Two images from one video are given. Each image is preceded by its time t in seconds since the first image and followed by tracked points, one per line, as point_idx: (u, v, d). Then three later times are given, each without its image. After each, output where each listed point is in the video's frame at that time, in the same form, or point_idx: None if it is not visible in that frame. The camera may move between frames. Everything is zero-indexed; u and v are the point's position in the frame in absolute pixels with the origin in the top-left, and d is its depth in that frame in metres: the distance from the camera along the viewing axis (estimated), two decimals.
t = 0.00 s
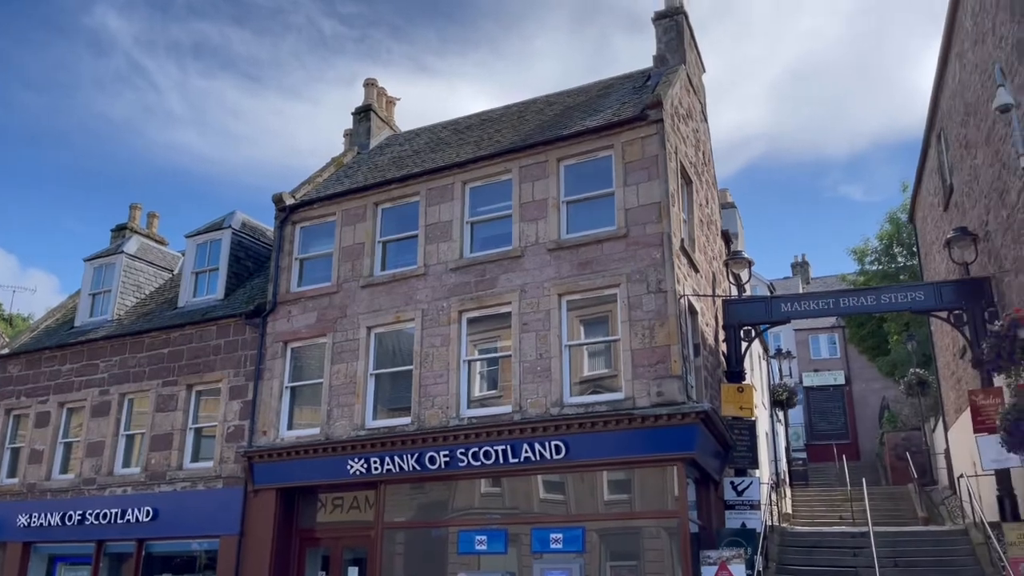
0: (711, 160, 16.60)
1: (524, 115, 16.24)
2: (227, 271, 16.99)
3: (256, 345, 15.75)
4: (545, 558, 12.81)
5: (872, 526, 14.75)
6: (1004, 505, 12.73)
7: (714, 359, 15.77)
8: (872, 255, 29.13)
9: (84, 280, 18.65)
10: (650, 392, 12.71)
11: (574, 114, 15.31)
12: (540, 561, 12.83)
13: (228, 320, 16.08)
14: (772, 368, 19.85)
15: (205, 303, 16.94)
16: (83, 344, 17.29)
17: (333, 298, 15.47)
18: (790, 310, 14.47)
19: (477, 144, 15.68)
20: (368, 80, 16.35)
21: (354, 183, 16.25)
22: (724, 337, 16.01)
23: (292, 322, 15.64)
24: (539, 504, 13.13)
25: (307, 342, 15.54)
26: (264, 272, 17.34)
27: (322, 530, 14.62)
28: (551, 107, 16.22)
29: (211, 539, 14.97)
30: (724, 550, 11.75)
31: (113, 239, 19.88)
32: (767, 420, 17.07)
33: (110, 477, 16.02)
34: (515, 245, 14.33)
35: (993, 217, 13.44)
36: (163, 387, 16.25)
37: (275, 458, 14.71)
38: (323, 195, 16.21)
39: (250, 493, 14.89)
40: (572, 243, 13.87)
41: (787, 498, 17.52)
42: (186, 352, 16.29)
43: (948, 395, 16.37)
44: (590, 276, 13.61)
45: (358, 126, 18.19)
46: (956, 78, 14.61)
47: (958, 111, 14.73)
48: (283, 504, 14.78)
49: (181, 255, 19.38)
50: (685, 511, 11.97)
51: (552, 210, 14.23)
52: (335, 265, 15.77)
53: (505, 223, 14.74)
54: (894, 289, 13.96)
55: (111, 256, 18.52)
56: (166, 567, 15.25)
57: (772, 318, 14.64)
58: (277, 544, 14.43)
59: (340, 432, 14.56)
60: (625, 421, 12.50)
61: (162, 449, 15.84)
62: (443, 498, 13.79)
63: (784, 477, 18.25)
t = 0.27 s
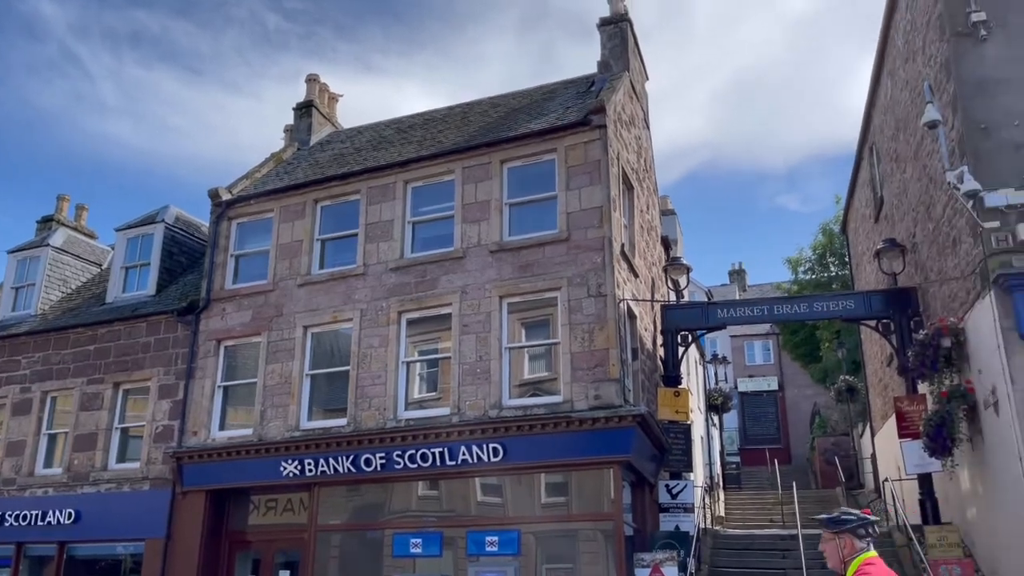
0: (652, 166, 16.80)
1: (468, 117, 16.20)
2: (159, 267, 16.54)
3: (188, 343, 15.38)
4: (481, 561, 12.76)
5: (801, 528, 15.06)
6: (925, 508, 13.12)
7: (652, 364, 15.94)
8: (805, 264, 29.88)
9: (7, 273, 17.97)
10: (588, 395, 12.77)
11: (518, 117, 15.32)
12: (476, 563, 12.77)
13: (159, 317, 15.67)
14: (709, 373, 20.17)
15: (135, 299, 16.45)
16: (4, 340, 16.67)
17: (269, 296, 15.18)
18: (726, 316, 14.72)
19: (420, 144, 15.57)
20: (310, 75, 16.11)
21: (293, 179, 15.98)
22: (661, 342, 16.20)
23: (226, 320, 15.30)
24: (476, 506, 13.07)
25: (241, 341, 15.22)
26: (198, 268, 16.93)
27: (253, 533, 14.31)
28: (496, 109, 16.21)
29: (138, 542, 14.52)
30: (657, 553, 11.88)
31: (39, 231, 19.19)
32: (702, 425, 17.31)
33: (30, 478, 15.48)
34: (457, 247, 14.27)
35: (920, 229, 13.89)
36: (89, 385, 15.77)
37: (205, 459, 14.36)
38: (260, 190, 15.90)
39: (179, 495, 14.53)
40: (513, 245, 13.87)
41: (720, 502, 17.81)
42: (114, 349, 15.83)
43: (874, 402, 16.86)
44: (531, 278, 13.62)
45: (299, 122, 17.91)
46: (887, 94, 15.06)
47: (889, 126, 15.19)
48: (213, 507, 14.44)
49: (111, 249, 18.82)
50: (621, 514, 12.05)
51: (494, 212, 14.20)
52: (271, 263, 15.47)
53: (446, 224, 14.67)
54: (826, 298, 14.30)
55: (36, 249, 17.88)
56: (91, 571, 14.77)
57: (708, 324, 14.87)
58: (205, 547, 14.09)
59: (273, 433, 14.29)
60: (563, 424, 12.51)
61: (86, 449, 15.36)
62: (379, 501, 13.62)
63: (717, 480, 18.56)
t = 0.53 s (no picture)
0: (600, 169, 16.90)
1: (417, 115, 16.09)
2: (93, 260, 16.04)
3: (122, 339, 14.98)
4: (422, 562, 12.65)
5: (739, 529, 15.30)
6: (858, 510, 13.44)
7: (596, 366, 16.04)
8: (747, 270, 30.43)
9: None
10: (532, 396, 12.77)
11: (467, 116, 15.27)
12: (416, 565, 12.66)
13: (92, 312, 15.25)
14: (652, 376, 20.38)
15: (68, 293, 15.94)
16: None
17: (209, 292, 14.85)
18: (670, 319, 14.87)
19: (367, 140, 15.40)
20: (256, 67, 15.80)
21: (236, 173, 15.66)
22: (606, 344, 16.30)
23: (163, 315, 14.94)
24: (419, 508, 12.97)
25: (179, 338, 14.87)
26: (134, 262, 16.50)
27: (188, 535, 13.96)
28: (445, 108, 16.12)
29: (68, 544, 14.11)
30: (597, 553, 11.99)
31: None
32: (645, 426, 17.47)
33: None
34: (403, 245, 14.14)
35: (858, 237, 14.23)
36: (17, 382, 15.35)
37: (139, 458, 14.00)
38: (201, 183, 15.55)
39: (110, 495, 14.16)
40: (460, 245, 13.80)
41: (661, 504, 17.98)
42: (44, 344, 15.39)
43: (812, 405, 17.22)
44: (477, 279, 13.57)
45: (243, 115, 17.57)
46: (829, 104, 15.40)
47: (830, 136, 15.54)
48: (146, 507, 14.08)
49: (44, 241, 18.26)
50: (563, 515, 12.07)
51: (442, 211, 14.12)
52: (212, 258, 15.13)
53: (392, 222, 14.53)
54: (767, 303, 14.55)
55: None
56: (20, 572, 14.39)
57: (653, 327, 15.01)
58: (136, 549, 13.71)
59: (210, 432, 13.99)
60: (507, 424, 12.49)
61: (14, 448, 14.91)
62: (320, 501, 13.42)
63: (659, 482, 18.74)
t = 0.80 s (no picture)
0: (554, 169, 16.94)
1: (370, 110, 15.94)
2: (33, 252, 15.61)
3: (62, 334, 14.63)
4: (370, 562, 12.52)
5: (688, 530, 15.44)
6: (801, 509, 13.68)
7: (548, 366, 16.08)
8: (698, 273, 30.81)
9: None
10: (483, 396, 12.73)
11: (421, 113, 15.17)
12: (363, 565, 12.52)
13: (31, 306, 14.90)
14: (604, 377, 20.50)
15: (6, 285, 15.49)
16: None
17: (153, 286, 14.52)
18: (621, 320, 14.96)
19: (319, 135, 15.21)
20: (206, 58, 15.50)
21: (183, 165, 15.34)
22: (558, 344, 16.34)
23: (105, 310, 14.59)
24: (367, 508, 12.83)
25: (121, 333, 14.53)
26: (77, 254, 16.12)
27: (128, 535, 13.63)
28: (399, 104, 16.00)
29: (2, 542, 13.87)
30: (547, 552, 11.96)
31: None
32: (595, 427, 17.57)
33: None
34: (354, 242, 13.99)
35: (805, 242, 14.48)
36: None
37: (78, 456, 13.66)
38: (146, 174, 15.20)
39: (48, 493, 13.82)
40: (412, 243, 13.70)
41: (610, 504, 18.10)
42: None
43: (759, 406, 17.49)
44: (429, 277, 13.49)
45: (192, 107, 17.22)
46: (779, 111, 15.65)
47: (780, 142, 15.79)
48: (85, 507, 13.73)
49: None
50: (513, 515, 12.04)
51: (394, 209, 14.00)
52: (157, 252, 14.80)
53: (344, 218, 14.37)
54: (717, 305, 14.72)
55: None
56: None
57: (604, 327, 15.08)
58: (74, 549, 13.37)
59: (152, 430, 13.70)
60: (457, 424, 12.44)
61: None
62: (267, 501, 13.20)
63: (609, 482, 18.87)
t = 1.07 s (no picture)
0: (515, 168, 16.93)
1: (330, 105, 15.79)
2: None
3: (9, 327, 14.30)
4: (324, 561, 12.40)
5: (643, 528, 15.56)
6: (754, 508, 13.87)
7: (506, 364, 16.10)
8: (657, 273, 31.08)
9: None
10: (440, 394, 12.69)
11: (382, 109, 15.06)
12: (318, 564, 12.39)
13: None
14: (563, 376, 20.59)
15: None
16: None
17: (103, 280, 14.22)
18: (580, 319, 15.01)
19: (277, 129, 15.02)
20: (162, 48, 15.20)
21: (137, 156, 15.05)
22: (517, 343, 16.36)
23: (53, 303, 14.28)
24: (322, 506, 12.70)
25: (70, 327, 14.23)
26: (25, 246, 15.76)
27: (74, 533, 13.33)
28: (359, 99, 15.87)
29: None
30: (503, 551, 12.00)
31: None
32: (553, 425, 17.65)
33: None
34: (312, 237, 13.84)
35: (761, 244, 14.68)
36: None
37: (23, 453, 13.35)
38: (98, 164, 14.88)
39: None
40: (370, 239, 13.60)
41: (567, 503, 18.18)
42: None
43: (714, 406, 17.70)
44: (387, 274, 13.40)
45: (146, 97, 16.89)
46: (738, 114, 15.84)
47: (738, 145, 15.98)
48: (30, 505, 13.42)
49: None
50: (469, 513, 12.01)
51: (353, 204, 13.88)
52: (108, 244, 14.49)
53: (301, 213, 14.20)
54: (675, 306, 14.83)
55: None
56: None
57: (563, 326, 15.12)
58: (17, 547, 13.05)
59: (101, 426, 13.44)
60: (414, 422, 12.38)
61: None
62: (220, 499, 13.01)
63: (565, 481, 18.95)
